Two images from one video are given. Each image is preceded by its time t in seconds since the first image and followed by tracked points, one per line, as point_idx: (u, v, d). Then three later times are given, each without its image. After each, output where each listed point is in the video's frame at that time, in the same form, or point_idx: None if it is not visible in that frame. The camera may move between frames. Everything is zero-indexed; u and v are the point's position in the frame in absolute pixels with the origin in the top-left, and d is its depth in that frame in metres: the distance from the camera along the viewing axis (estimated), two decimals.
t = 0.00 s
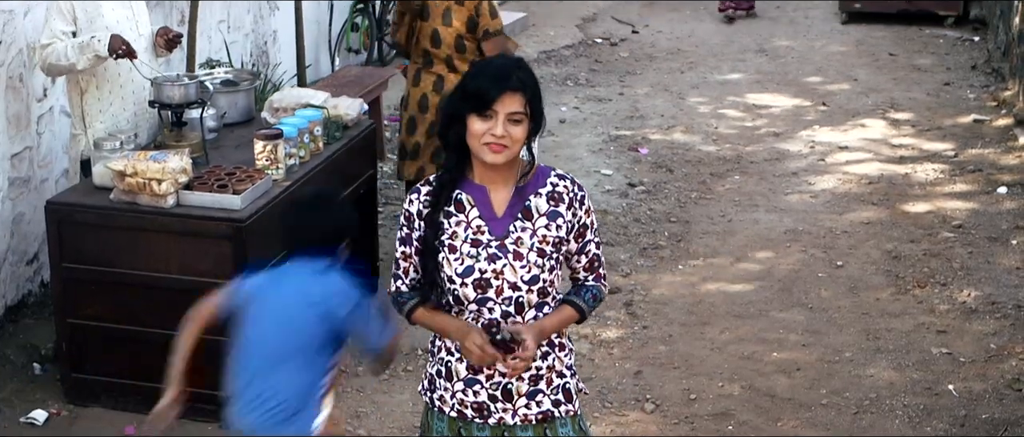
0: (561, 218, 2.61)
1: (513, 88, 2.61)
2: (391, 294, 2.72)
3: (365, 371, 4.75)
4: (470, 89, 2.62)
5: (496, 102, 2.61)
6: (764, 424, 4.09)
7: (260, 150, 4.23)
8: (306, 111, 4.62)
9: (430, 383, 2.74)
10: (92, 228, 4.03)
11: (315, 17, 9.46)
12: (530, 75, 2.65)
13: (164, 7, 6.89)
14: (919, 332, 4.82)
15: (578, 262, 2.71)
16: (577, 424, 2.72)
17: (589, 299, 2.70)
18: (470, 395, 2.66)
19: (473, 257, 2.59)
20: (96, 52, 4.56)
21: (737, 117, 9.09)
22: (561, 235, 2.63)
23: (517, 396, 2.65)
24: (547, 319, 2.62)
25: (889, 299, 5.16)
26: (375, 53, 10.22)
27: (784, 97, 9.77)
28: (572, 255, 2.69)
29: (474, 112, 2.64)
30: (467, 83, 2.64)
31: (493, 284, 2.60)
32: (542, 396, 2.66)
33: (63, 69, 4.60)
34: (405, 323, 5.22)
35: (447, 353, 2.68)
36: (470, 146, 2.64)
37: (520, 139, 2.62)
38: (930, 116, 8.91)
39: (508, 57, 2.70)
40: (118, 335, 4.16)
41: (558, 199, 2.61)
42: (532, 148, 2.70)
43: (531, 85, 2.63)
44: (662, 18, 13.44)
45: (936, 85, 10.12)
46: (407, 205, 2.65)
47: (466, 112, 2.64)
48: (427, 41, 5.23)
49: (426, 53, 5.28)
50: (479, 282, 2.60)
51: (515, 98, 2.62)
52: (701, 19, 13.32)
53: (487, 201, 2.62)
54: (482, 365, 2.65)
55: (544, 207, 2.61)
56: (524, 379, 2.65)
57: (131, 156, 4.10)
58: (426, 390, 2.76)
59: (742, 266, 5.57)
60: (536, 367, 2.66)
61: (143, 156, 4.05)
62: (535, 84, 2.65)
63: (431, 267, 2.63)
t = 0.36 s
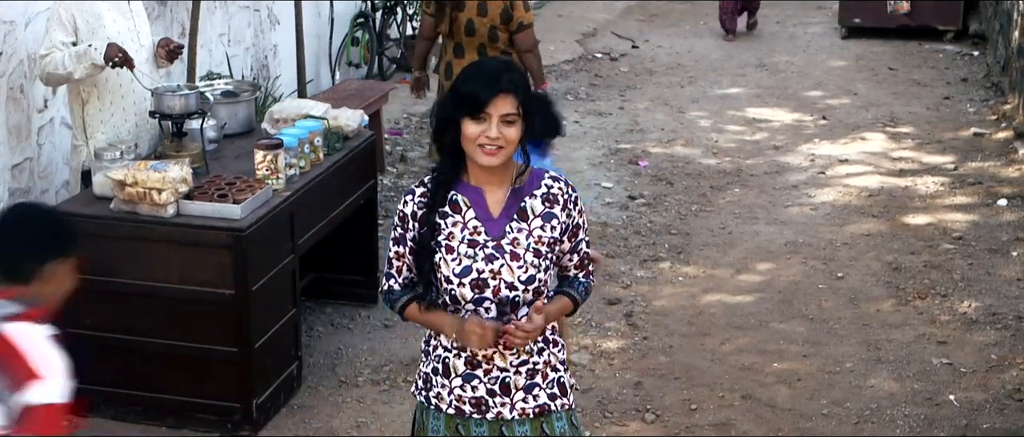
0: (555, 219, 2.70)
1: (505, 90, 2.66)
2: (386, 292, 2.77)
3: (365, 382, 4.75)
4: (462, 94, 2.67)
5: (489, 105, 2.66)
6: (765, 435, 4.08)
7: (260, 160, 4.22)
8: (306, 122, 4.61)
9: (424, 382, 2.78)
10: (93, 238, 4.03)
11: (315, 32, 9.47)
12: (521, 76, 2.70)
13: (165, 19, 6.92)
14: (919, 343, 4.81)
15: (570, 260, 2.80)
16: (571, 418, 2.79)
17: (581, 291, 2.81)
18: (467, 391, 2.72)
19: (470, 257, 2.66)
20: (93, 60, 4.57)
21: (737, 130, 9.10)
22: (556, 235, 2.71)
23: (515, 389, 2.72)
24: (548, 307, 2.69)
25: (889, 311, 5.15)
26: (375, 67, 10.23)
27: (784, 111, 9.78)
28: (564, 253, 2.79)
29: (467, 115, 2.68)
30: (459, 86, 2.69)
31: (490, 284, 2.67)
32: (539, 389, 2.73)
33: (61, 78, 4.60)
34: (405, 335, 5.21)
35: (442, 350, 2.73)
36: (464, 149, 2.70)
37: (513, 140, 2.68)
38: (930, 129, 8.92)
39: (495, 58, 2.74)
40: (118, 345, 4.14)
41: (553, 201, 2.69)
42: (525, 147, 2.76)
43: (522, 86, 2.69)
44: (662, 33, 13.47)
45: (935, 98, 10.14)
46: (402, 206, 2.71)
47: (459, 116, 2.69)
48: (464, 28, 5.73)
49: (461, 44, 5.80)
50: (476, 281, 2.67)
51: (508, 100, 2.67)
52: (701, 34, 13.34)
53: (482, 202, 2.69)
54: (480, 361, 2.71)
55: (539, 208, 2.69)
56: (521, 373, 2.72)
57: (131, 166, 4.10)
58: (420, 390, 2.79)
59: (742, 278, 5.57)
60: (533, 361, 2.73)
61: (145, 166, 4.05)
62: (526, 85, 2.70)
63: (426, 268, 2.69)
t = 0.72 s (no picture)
0: (560, 223, 2.72)
1: (505, 95, 2.69)
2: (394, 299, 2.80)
3: (366, 396, 4.74)
4: (462, 103, 2.70)
5: (491, 111, 2.69)
6: None
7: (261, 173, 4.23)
8: (307, 136, 4.62)
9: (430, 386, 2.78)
10: (94, 252, 4.03)
11: (316, 49, 9.48)
12: (519, 80, 2.74)
13: (166, 35, 6.93)
14: (920, 358, 4.80)
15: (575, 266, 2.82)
16: (576, 423, 2.78)
17: (583, 295, 2.83)
18: (473, 394, 2.72)
19: (477, 261, 2.68)
20: (92, 74, 4.57)
21: (738, 148, 9.10)
22: (560, 239, 2.73)
23: (520, 393, 2.72)
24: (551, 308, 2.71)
25: (890, 326, 5.14)
26: (375, 84, 10.25)
27: (785, 129, 9.79)
28: (567, 260, 2.80)
29: (469, 123, 2.71)
30: (458, 95, 2.72)
31: (498, 288, 2.69)
32: (543, 393, 2.73)
33: (60, 92, 4.60)
34: (406, 349, 5.21)
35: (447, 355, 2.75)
36: (468, 157, 2.73)
37: (517, 143, 2.72)
38: (931, 147, 8.93)
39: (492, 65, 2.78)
40: (119, 359, 4.14)
41: (557, 205, 2.71)
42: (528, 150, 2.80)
43: (521, 90, 2.72)
44: (663, 52, 13.50)
45: (936, 116, 10.15)
46: (407, 213, 2.74)
47: (461, 124, 2.72)
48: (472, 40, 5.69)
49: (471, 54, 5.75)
50: (484, 285, 2.69)
51: (508, 105, 2.71)
52: (701, 53, 13.37)
53: (488, 208, 2.72)
54: (486, 365, 2.72)
55: (544, 212, 2.71)
56: (526, 377, 2.72)
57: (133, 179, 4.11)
58: (424, 395, 2.80)
59: (743, 293, 5.56)
60: (538, 365, 2.74)
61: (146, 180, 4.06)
62: (526, 89, 2.74)
63: (433, 274, 2.71)
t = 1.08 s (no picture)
0: (575, 231, 2.70)
1: (512, 99, 2.68)
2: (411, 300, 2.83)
3: (366, 408, 4.73)
4: (472, 109, 2.70)
5: (499, 117, 2.69)
6: None
7: (261, 184, 4.22)
8: (308, 148, 4.61)
9: (438, 390, 2.79)
10: (94, 263, 4.03)
11: (317, 64, 9.51)
12: (527, 82, 2.72)
13: (167, 48, 6.95)
14: (921, 369, 4.80)
15: (591, 275, 2.80)
16: None
17: (601, 307, 2.81)
18: (477, 402, 2.72)
19: (487, 262, 2.69)
20: (94, 85, 4.57)
21: (738, 162, 9.12)
22: (575, 247, 2.71)
23: (525, 405, 2.70)
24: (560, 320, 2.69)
25: (891, 338, 5.14)
26: (376, 99, 10.26)
27: (786, 144, 9.80)
28: (585, 270, 2.79)
29: (480, 130, 2.71)
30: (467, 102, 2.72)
31: (506, 290, 2.69)
32: (550, 408, 2.71)
33: (63, 103, 4.60)
34: (407, 361, 5.19)
35: (457, 357, 2.75)
36: (482, 163, 2.73)
37: (528, 147, 2.71)
38: (931, 161, 8.94)
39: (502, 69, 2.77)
40: (119, 370, 4.14)
41: (574, 212, 2.69)
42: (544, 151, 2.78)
43: (529, 92, 2.71)
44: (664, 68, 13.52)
45: (936, 131, 10.17)
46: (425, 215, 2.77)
47: (472, 131, 2.72)
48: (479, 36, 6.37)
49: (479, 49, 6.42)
50: (492, 286, 2.70)
51: (517, 109, 2.70)
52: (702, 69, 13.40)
53: (505, 212, 2.71)
54: (492, 373, 2.72)
55: (559, 219, 2.70)
56: (533, 389, 2.71)
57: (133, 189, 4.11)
58: (433, 399, 2.81)
59: (744, 306, 5.56)
60: (546, 377, 2.72)
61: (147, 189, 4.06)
62: (534, 90, 2.72)
63: (445, 275, 2.74)
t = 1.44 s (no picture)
0: (583, 228, 2.74)
1: (523, 95, 2.73)
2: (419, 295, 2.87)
3: (364, 411, 4.73)
4: (485, 104, 2.74)
5: (512, 112, 2.73)
6: None
7: (258, 187, 4.22)
8: (305, 152, 4.61)
9: (448, 389, 2.84)
10: (92, 266, 4.03)
11: (315, 71, 9.51)
12: (539, 79, 2.77)
13: (165, 54, 6.95)
14: (919, 373, 4.80)
15: (600, 274, 2.83)
16: (592, 432, 2.82)
17: (610, 306, 2.83)
18: (486, 399, 2.76)
19: (495, 258, 2.72)
20: (92, 90, 4.56)
21: (736, 169, 9.12)
22: (583, 245, 2.75)
23: (534, 402, 2.75)
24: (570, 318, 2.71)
25: (888, 342, 5.14)
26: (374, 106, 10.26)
27: (783, 151, 9.81)
28: (593, 269, 2.83)
29: (491, 125, 2.76)
30: (479, 97, 2.76)
31: (512, 286, 2.72)
32: (559, 404, 2.75)
33: (61, 108, 4.60)
34: (404, 365, 5.19)
35: (466, 355, 2.79)
36: (493, 159, 2.77)
37: (539, 143, 2.75)
38: (928, 168, 8.95)
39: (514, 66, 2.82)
40: (116, 373, 4.14)
41: (583, 210, 2.74)
42: (554, 148, 2.82)
43: (540, 89, 2.75)
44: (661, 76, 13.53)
45: (933, 138, 10.18)
46: (434, 209, 2.80)
47: (484, 126, 2.76)
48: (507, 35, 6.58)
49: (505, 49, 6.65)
50: (499, 282, 2.73)
51: (528, 105, 2.74)
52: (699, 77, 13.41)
53: (516, 207, 2.76)
54: (501, 370, 2.76)
55: (568, 216, 2.74)
56: (541, 386, 2.75)
57: (131, 192, 4.11)
58: (444, 397, 2.86)
59: (741, 311, 5.56)
60: (555, 374, 2.75)
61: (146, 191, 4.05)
62: (546, 87, 2.77)
63: (454, 270, 2.78)
